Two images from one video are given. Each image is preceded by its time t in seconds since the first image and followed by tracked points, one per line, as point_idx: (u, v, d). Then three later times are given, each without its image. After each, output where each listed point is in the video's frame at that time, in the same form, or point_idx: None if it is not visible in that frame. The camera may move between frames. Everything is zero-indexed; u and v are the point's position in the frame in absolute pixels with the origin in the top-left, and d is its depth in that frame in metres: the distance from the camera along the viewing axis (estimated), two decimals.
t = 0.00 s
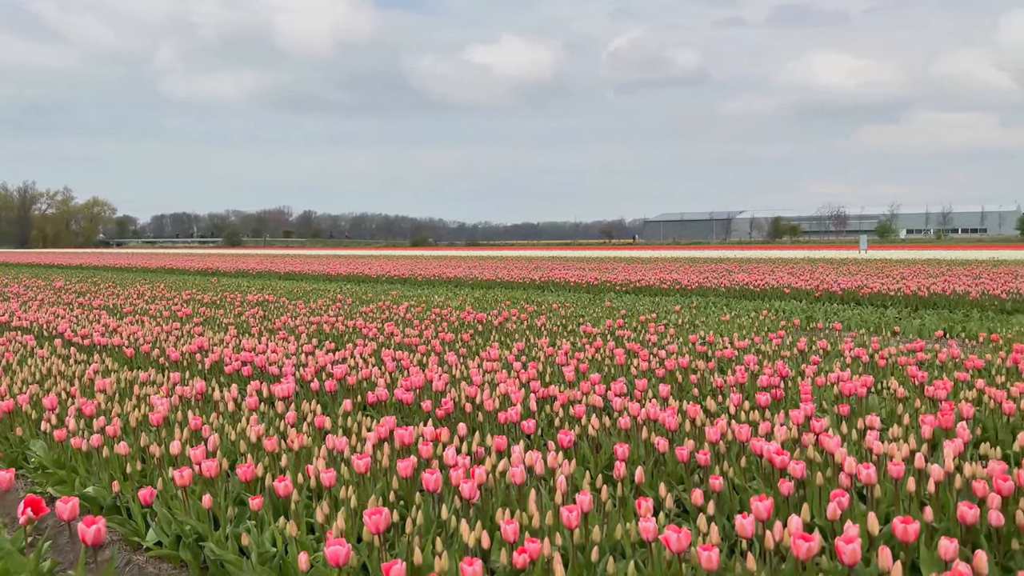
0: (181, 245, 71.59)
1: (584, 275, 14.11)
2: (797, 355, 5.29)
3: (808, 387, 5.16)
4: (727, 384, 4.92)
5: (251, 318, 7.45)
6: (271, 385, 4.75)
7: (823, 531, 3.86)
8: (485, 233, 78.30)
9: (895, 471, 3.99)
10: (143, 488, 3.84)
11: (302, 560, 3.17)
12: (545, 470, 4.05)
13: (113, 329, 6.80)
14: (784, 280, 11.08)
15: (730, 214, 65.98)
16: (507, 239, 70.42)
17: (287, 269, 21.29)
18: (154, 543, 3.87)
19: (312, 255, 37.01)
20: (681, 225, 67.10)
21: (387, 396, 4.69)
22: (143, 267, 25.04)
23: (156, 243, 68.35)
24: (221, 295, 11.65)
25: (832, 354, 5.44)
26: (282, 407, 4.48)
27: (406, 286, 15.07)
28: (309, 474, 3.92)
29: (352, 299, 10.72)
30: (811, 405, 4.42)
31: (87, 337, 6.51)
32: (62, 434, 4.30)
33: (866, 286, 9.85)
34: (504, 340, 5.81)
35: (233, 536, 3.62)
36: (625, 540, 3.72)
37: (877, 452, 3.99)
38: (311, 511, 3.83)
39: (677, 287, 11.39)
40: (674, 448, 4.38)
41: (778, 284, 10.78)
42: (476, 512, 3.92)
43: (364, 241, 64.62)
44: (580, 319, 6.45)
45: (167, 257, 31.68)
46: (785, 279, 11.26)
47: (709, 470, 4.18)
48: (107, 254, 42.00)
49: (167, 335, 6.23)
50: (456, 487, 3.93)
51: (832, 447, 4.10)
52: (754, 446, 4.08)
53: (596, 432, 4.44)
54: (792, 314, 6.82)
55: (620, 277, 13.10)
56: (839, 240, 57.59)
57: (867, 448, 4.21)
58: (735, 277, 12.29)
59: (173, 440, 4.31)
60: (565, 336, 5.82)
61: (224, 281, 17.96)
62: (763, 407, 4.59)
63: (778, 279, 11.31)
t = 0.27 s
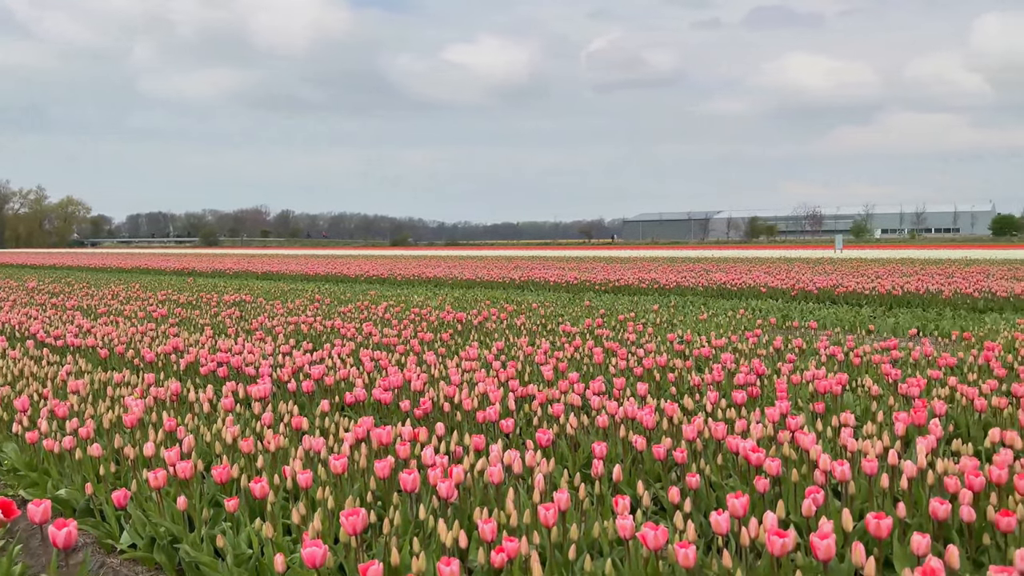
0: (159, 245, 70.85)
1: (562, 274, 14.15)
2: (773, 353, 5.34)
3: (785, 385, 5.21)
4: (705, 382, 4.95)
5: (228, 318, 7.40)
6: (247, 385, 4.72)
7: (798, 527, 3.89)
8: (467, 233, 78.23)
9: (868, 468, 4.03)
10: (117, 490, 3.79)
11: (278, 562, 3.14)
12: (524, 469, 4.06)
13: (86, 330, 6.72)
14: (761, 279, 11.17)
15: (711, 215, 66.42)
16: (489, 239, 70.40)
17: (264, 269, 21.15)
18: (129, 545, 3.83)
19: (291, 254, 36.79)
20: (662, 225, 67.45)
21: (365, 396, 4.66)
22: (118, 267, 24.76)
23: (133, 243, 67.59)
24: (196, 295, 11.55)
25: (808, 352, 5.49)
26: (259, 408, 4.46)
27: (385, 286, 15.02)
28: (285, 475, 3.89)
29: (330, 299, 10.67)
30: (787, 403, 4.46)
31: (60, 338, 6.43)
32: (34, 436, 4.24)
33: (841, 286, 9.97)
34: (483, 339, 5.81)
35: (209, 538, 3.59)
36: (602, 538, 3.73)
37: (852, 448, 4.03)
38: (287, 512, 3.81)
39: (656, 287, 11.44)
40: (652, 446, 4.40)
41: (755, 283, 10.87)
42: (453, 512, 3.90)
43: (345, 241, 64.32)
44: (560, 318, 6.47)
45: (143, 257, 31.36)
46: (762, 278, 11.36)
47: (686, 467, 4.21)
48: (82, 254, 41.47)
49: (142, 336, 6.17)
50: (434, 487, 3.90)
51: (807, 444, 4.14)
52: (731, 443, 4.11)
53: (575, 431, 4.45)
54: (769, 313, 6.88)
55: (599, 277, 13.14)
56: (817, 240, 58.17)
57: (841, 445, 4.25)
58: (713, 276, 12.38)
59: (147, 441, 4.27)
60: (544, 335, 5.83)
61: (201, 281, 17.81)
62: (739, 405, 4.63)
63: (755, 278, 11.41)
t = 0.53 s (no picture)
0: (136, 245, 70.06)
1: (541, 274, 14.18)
2: (749, 352, 5.39)
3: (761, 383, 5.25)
4: (682, 381, 4.98)
5: (203, 318, 7.33)
6: (222, 386, 4.68)
7: (774, 524, 3.92)
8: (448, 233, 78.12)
9: (843, 464, 4.07)
10: (89, 492, 3.74)
11: (252, 564, 3.10)
12: (502, 468, 4.05)
13: (58, 331, 6.63)
14: (738, 278, 11.26)
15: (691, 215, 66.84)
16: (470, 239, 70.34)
17: (241, 268, 21.00)
18: (101, 548, 3.78)
19: (269, 254, 36.55)
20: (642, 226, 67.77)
21: (342, 397, 4.64)
22: (92, 267, 24.47)
23: (109, 243, 66.79)
24: (171, 295, 11.44)
25: (784, 350, 5.54)
26: (234, 409, 4.42)
27: (363, 286, 14.97)
28: (260, 476, 3.86)
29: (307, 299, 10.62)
30: (762, 401, 4.50)
31: (31, 339, 6.34)
32: (4, 439, 4.18)
33: (816, 285, 10.07)
34: (462, 339, 5.81)
35: (183, 541, 3.55)
36: (580, 536, 3.74)
37: (826, 446, 4.07)
38: (263, 514, 3.78)
39: (634, 286, 11.49)
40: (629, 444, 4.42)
41: (731, 282, 10.96)
42: (431, 513, 3.86)
43: (325, 242, 63.97)
44: (538, 318, 6.48)
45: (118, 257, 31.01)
46: (738, 278, 11.46)
47: (663, 465, 4.23)
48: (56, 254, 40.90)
49: (116, 337, 6.10)
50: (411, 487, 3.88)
51: (783, 442, 4.17)
52: (707, 441, 4.13)
53: (553, 430, 4.45)
54: (745, 312, 6.93)
55: (578, 276, 13.18)
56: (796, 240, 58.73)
57: (816, 442, 4.29)
58: (691, 275, 12.46)
59: (121, 443, 4.22)
60: (523, 334, 5.84)
61: (177, 281, 17.65)
62: (716, 403, 4.67)
63: (733, 277, 11.50)
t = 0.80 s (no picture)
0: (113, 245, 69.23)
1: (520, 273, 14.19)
2: (726, 350, 5.43)
3: (738, 382, 5.28)
4: (659, 379, 5.00)
5: (178, 318, 7.26)
6: (197, 387, 4.64)
7: (749, 521, 3.95)
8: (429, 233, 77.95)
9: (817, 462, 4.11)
10: (60, 495, 3.69)
11: (226, 567, 3.08)
12: (479, 467, 4.04)
13: (29, 332, 6.53)
14: (715, 278, 11.33)
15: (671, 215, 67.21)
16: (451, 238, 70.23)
17: (217, 268, 20.82)
18: (73, 552, 3.72)
19: (247, 255, 36.26)
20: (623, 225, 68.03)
21: (319, 397, 4.61)
22: (65, 267, 24.15)
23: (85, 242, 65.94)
24: (145, 296, 11.32)
25: (760, 349, 5.58)
26: (209, 410, 4.38)
27: (341, 286, 14.90)
28: (235, 478, 3.83)
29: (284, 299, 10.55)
30: (738, 399, 4.54)
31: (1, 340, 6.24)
32: None
33: (792, 284, 10.17)
34: (440, 339, 5.79)
35: (156, 543, 3.51)
36: (557, 535, 3.74)
37: (801, 443, 4.10)
38: (238, 515, 3.75)
39: (613, 285, 11.54)
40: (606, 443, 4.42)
41: (709, 281, 11.02)
42: (408, 513, 3.83)
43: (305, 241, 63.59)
44: (517, 317, 6.48)
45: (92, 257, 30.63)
46: (715, 277, 11.54)
47: (640, 464, 4.25)
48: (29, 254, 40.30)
49: (88, 338, 6.02)
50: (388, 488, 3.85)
51: (758, 439, 4.20)
52: (683, 439, 4.15)
53: (531, 429, 4.45)
54: (722, 311, 6.98)
55: (557, 276, 13.21)
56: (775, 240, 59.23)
57: (791, 439, 4.32)
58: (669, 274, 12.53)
59: (93, 445, 4.17)
60: (502, 334, 5.83)
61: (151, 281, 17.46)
62: (692, 402, 4.69)
63: (710, 277, 11.57)
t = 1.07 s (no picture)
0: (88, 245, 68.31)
1: (498, 273, 14.19)
2: (703, 349, 5.46)
3: (714, 380, 5.32)
4: (637, 378, 5.02)
5: (152, 319, 7.18)
6: (170, 389, 4.59)
7: (725, 518, 3.97)
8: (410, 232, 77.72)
9: (792, 459, 4.14)
10: (30, 499, 3.63)
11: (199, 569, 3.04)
12: (457, 467, 4.04)
13: None
14: (692, 277, 11.40)
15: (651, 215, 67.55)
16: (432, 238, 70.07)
17: (192, 268, 20.62)
18: (44, 556, 3.67)
19: (224, 255, 35.97)
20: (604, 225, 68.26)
21: (295, 398, 4.58)
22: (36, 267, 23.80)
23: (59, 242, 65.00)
24: (118, 296, 11.18)
25: (736, 347, 5.63)
26: (182, 412, 4.34)
27: (319, 285, 14.82)
28: (209, 480, 3.79)
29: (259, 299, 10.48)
30: (714, 397, 4.57)
31: None
32: None
33: (768, 283, 10.26)
34: (418, 338, 5.78)
35: (129, 546, 3.47)
36: (534, 534, 3.73)
37: (776, 440, 4.13)
38: (212, 518, 3.71)
39: (591, 285, 11.58)
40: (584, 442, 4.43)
41: (686, 280, 11.09)
42: (385, 514, 3.81)
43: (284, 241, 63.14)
44: (495, 317, 6.48)
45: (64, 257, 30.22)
46: (692, 276, 11.61)
47: (617, 462, 4.27)
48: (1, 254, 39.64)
49: (60, 339, 5.94)
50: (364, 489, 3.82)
51: (734, 437, 4.23)
52: (660, 437, 4.18)
53: (509, 428, 4.44)
54: (699, 310, 7.02)
55: (535, 275, 13.23)
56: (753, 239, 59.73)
57: (767, 437, 4.36)
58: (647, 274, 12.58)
59: (64, 448, 4.11)
60: (481, 334, 5.83)
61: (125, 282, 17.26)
62: (669, 400, 4.72)
63: (686, 276, 11.65)
